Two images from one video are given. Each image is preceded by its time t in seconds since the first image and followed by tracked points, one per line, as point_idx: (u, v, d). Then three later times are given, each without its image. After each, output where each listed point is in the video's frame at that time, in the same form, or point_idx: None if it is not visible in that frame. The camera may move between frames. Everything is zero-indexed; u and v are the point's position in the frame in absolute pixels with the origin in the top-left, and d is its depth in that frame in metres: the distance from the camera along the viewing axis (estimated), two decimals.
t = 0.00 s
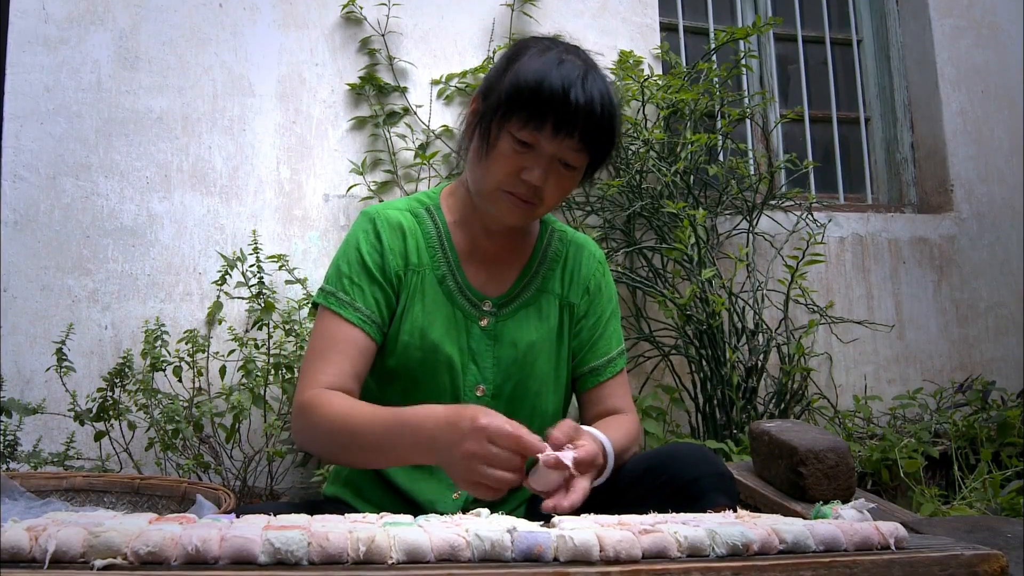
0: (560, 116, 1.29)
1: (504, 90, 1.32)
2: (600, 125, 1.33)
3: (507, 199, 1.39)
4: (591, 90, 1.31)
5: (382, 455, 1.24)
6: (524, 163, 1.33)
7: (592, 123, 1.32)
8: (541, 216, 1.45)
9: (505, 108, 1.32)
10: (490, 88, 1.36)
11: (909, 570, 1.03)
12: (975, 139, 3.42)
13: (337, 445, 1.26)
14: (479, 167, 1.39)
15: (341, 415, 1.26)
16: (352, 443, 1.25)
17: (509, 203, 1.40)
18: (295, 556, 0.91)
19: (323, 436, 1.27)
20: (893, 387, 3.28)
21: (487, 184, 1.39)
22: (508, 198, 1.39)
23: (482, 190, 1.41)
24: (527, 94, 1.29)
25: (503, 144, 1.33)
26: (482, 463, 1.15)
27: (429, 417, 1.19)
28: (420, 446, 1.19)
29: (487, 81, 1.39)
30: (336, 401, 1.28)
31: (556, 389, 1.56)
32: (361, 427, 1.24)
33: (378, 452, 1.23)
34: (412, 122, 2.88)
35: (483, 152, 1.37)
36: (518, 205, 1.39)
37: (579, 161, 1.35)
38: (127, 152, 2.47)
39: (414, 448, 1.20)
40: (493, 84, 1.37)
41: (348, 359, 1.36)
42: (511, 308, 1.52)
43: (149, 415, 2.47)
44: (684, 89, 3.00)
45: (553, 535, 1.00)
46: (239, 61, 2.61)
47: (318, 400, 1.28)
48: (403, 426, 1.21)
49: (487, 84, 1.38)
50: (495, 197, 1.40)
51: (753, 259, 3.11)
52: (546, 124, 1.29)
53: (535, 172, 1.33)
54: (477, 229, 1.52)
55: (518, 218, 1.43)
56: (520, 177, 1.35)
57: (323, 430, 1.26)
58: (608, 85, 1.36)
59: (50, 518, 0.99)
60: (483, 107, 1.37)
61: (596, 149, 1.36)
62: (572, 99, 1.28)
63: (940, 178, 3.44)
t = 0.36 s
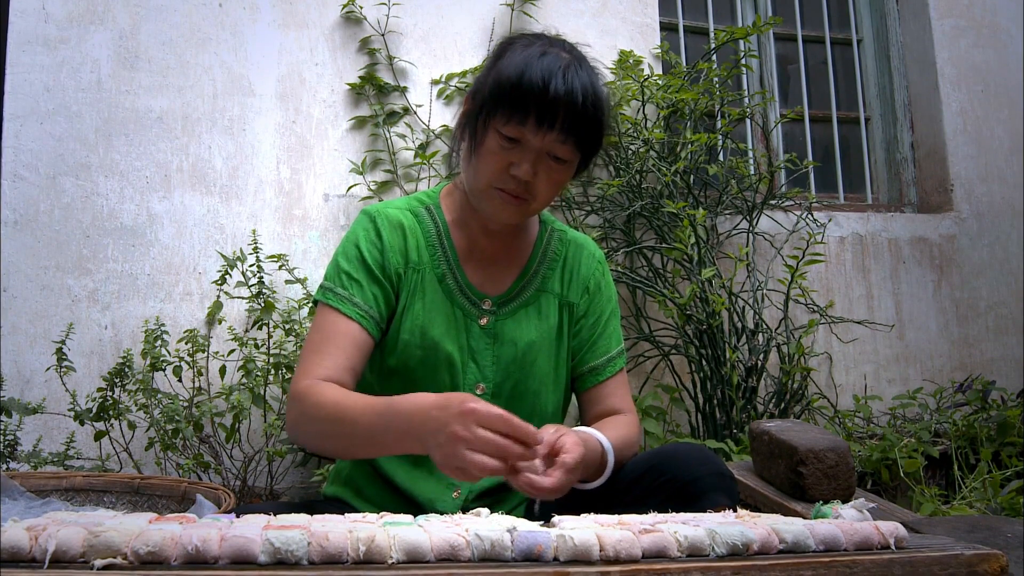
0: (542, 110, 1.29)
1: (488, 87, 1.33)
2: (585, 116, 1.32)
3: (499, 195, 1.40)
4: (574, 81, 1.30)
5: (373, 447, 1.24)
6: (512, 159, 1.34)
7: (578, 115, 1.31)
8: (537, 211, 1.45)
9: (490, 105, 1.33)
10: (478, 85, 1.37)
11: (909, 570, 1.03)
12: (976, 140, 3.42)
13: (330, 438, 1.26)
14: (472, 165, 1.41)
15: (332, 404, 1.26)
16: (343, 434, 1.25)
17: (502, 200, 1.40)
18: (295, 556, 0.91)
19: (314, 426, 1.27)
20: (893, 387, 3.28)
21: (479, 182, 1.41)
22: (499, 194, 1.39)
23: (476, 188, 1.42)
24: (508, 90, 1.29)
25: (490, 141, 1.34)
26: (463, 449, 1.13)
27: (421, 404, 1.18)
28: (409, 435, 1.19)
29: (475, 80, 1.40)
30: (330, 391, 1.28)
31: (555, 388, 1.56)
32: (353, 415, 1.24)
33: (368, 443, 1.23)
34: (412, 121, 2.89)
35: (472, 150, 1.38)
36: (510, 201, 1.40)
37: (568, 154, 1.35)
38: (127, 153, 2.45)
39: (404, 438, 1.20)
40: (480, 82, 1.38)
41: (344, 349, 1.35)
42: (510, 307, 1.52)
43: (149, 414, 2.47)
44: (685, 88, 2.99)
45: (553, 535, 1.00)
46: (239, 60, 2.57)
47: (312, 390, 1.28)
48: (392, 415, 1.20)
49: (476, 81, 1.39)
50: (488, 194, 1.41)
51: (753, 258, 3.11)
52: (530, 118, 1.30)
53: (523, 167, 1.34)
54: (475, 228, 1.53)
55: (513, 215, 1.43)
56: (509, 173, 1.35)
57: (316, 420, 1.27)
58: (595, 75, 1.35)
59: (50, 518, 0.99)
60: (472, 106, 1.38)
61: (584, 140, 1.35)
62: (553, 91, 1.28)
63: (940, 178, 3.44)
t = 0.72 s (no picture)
0: (538, 110, 1.28)
1: (483, 88, 1.32)
2: (581, 114, 1.31)
3: (497, 196, 1.40)
4: (568, 80, 1.29)
5: (374, 444, 1.25)
6: (509, 160, 1.33)
7: (574, 113, 1.31)
8: (536, 211, 1.45)
9: (486, 106, 1.32)
10: (473, 87, 1.37)
11: (909, 569, 1.03)
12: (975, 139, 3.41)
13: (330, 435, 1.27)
14: (469, 167, 1.40)
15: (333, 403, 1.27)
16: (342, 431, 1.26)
17: (501, 201, 1.40)
18: (295, 556, 0.91)
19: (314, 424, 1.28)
20: (892, 386, 3.28)
21: (476, 183, 1.40)
22: (498, 196, 1.39)
23: (474, 189, 1.42)
24: (504, 91, 1.29)
25: (487, 142, 1.34)
26: (459, 444, 1.12)
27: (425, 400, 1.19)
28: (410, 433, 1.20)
29: (471, 82, 1.39)
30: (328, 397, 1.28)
31: (555, 389, 1.56)
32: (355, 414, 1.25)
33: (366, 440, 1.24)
34: (412, 121, 2.92)
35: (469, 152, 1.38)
36: (509, 202, 1.40)
37: (566, 153, 1.34)
38: (127, 151, 2.39)
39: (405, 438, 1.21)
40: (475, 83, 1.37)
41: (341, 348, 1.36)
42: (510, 308, 1.52)
43: (149, 414, 2.48)
44: (684, 88, 2.99)
45: (553, 535, 1.00)
46: (239, 60, 2.48)
47: (313, 390, 1.29)
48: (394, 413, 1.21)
49: (471, 83, 1.39)
50: (486, 195, 1.41)
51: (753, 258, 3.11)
52: (525, 118, 1.29)
53: (520, 168, 1.33)
54: (474, 230, 1.53)
55: (512, 215, 1.43)
56: (506, 173, 1.35)
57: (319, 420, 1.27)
58: (590, 72, 1.35)
59: (50, 517, 0.99)
60: (468, 107, 1.38)
61: (581, 138, 1.35)
62: (548, 90, 1.27)
63: (940, 178, 3.44)
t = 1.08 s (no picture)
0: (557, 112, 1.28)
1: (498, 88, 1.31)
2: (595, 115, 1.32)
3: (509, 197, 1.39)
4: (584, 81, 1.29)
5: (373, 445, 1.24)
6: (525, 161, 1.33)
7: (590, 114, 1.31)
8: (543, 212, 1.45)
9: (501, 107, 1.31)
10: (484, 87, 1.35)
11: (909, 569, 1.03)
12: (976, 139, 3.38)
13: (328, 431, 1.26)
14: (480, 168, 1.39)
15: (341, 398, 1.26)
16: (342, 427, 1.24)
17: (514, 201, 1.40)
18: (295, 556, 0.91)
19: (311, 414, 1.26)
20: (892, 386, 3.28)
21: (488, 184, 1.39)
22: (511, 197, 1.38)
23: (485, 190, 1.41)
24: (522, 91, 1.28)
25: (503, 143, 1.33)
26: (463, 444, 1.14)
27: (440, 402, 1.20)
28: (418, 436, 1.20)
29: (480, 81, 1.38)
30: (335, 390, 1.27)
31: (555, 390, 1.56)
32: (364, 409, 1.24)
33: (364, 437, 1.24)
34: (412, 121, 3.00)
35: (482, 152, 1.36)
36: (522, 203, 1.40)
37: (580, 154, 1.35)
38: (127, 150, 2.35)
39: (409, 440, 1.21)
40: (486, 83, 1.36)
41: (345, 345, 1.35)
42: (511, 309, 1.53)
43: (149, 414, 2.50)
44: (684, 88, 3.00)
45: (553, 535, 1.00)
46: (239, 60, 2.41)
47: (314, 387, 1.28)
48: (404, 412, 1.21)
49: (481, 83, 1.37)
50: (499, 196, 1.40)
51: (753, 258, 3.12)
52: (544, 119, 1.28)
53: (536, 169, 1.33)
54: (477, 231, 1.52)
55: (521, 215, 1.43)
56: (521, 174, 1.35)
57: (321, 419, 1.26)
58: (601, 74, 1.36)
59: (50, 517, 0.99)
60: (478, 107, 1.36)
61: (595, 140, 1.36)
62: (568, 93, 1.27)
63: (940, 178, 3.44)
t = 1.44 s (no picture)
0: (638, 122, 1.19)
1: (571, 93, 1.19)
2: (667, 127, 1.24)
3: (571, 204, 1.27)
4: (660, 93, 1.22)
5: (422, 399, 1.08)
6: (598, 169, 1.22)
7: (661, 126, 1.23)
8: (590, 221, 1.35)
9: (577, 112, 1.18)
10: (549, 90, 1.23)
11: (909, 569, 1.03)
12: (975, 139, 3.42)
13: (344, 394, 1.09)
14: (542, 174, 1.26)
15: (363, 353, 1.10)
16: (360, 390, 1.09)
17: (576, 209, 1.28)
18: (295, 556, 0.91)
19: (323, 372, 1.09)
20: (892, 387, 3.28)
21: (553, 189, 1.26)
22: (574, 204, 1.27)
23: (546, 194, 1.28)
24: (604, 98, 1.17)
25: (575, 149, 1.20)
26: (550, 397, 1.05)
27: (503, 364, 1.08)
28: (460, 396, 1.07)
29: (543, 81, 1.25)
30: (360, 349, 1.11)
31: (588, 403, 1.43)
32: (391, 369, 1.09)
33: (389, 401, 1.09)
34: (413, 121, 2.89)
35: (550, 155, 1.23)
36: (585, 211, 1.28)
37: (645, 165, 1.26)
38: (127, 150, 2.45)
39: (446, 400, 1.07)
40: (553, 84, 1.23)
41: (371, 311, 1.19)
42: (545, 311, 1.40)
43: (149, 414, 2.47)
44: (684, 88, 2.98)
45: (553, 535, 1.00)
46: (239, 60, 2.59)
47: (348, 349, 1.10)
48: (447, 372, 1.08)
49: (542, 85, 1.25)
50: (561, 203, 1.27)
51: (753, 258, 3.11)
52: (626, 126, 1.19)
53: (608, 178, 1.23)
54: (517, 233, 1.39)
55: (576, 223, 1.31)
56: (592, 182, 1.23)
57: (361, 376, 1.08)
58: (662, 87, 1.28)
59: (50, 518, 0.98)
60: (546, 108, 1.23)
61: (658, 153, 1.28)
62: (650, 105, 1.19)
63: (940, 177, 3.44)
